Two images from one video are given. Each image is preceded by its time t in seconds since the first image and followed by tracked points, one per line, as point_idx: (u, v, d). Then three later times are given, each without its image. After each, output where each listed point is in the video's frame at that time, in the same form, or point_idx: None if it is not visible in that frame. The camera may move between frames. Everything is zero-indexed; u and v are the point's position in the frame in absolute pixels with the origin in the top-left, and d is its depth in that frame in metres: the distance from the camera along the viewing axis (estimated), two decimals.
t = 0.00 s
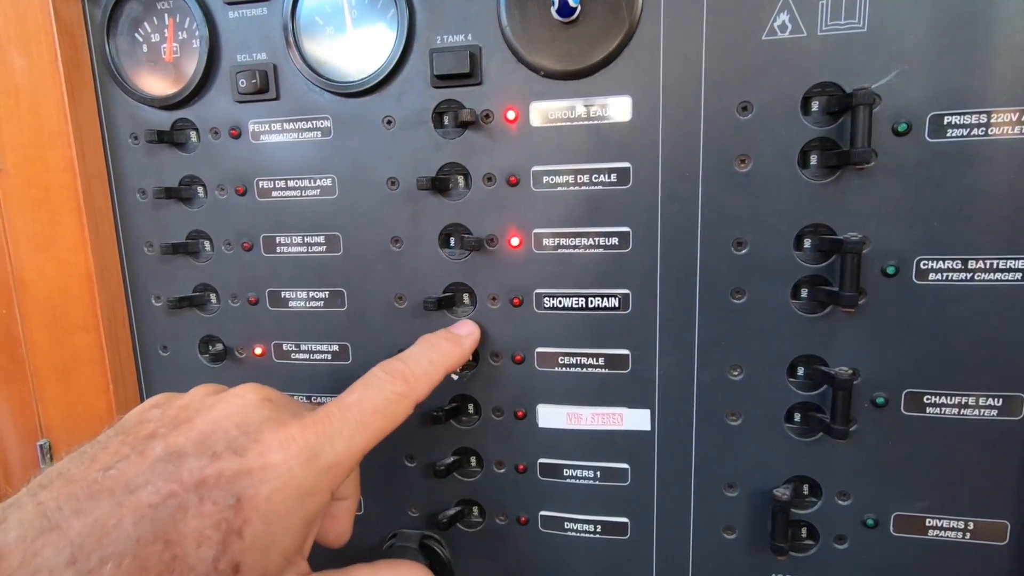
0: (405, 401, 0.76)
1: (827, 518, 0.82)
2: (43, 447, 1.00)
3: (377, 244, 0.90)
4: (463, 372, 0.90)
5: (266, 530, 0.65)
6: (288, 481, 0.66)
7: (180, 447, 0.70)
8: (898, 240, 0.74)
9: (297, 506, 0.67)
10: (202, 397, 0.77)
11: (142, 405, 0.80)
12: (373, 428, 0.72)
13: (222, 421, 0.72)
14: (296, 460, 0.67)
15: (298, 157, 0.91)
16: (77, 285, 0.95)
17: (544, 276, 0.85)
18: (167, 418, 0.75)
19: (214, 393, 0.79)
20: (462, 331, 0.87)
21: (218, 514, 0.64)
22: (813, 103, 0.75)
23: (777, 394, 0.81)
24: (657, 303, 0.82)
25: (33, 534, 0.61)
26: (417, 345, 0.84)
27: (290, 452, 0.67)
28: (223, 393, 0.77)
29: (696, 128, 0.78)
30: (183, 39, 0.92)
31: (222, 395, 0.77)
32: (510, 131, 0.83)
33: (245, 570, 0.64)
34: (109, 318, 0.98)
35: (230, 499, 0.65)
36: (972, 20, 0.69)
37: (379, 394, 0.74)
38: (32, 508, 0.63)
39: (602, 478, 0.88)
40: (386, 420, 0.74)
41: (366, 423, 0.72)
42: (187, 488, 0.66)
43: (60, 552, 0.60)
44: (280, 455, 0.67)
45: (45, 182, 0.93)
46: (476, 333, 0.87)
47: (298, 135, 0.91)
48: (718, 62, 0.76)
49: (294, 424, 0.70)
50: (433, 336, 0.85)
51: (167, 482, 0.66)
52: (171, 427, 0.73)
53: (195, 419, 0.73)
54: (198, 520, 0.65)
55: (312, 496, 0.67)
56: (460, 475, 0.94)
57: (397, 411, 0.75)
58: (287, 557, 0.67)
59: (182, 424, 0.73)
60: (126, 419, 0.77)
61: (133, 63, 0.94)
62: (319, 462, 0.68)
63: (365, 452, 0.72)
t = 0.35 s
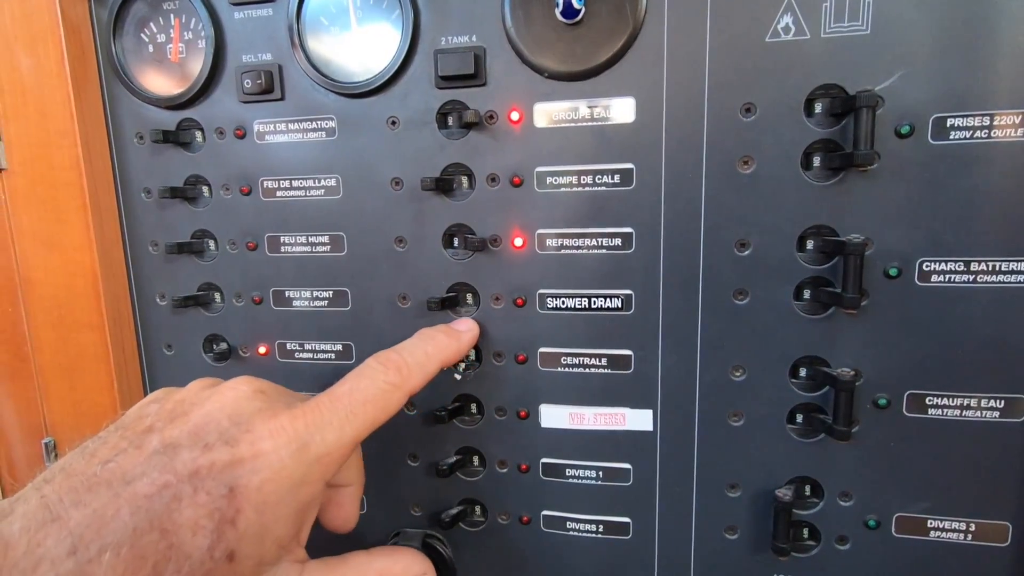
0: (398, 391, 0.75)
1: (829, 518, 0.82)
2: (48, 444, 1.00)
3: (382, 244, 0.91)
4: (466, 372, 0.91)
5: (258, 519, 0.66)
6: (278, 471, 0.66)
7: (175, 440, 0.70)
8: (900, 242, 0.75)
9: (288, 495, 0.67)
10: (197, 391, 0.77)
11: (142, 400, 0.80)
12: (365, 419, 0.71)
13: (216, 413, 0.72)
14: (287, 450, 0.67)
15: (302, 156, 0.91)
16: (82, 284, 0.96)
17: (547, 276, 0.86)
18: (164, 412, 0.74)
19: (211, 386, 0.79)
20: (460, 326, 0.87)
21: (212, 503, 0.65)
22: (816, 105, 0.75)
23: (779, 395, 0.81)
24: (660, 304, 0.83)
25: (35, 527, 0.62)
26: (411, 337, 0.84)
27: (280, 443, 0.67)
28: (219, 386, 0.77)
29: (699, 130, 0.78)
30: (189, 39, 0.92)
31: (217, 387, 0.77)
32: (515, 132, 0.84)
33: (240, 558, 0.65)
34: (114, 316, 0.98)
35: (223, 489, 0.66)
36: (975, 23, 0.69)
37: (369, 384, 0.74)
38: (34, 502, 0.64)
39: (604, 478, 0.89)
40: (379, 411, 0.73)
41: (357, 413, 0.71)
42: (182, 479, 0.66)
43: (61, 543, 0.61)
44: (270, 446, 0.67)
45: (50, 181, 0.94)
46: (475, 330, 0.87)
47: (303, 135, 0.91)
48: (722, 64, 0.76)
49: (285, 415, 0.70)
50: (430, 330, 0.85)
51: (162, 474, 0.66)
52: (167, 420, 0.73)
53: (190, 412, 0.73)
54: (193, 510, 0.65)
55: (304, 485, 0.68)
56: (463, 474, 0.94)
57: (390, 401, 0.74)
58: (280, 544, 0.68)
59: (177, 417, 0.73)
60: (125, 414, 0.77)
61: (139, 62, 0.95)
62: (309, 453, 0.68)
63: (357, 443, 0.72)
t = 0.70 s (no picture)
0: (432, 416, 0.76)
1: (830, 520, 0.82)
2: (53, 443, 1.00)
3: (385, 245, 0.91)
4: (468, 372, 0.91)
5: (298, 555, 0.61)
6: (319, 504, 0.63)
7: (215, 468, 0.64)
8: (903, 245, 0.75)
9: (326, 530, 0.63)
10: (230, 411, 0.72)
11: (171, 415, 0.74)
12: (401, 446, 0.71)
13: (257, 438, 0.67)
14: (328, 481, 0.64)
15: (306, 157, 0.92)
16: (86, 283, 0.96)
17: (550, 277, 0.86)
18: (197, 435, 0.69)
19: (243, 404, 0.74)
20: (487, 348, 0.88)
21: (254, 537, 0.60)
22: (819, 108, 0.75)
23: (781, 397, 0.81)
24: (662, 306, 0.83)
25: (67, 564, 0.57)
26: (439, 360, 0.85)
27: (321, 473, 0.64)
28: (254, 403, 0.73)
29: (702, 132, 0.78)
30: (194, 40, 0.93)
31: (251, 408, 0.73)
32: (518, 133, 0.84)
33: None
34: (117, 315, 0.99)
35: (263, 523, 0.61)
36: (978, 27, 0.69)
37: (406, 410, 0.74)
38: (69, 530, 0.60)
39: (606, 479, 0.89)
40: (414, 437, 0.73)
41: (395, 440, 0.70)
42: (222, 510, 0.62)
43: None
44: (310, 475, 0.64)
45: (55, 181, 0.94)
46: (501, 351, 0.88)
47: (307, 136, 0.92)
48: (725, 67, 0.76)
49: (321, 442, 0.67)
50: (456, 352, 0.86)
51: (199, 504, 0.62)
52: (204, 445, 0.68)
53: (224, 435, 0.69)
54: (234, 544, 0.60)
55: (343, 519, 0.64)
56: (465, 475, 0.94)
57: (425, 426, 0.75)
58: None
59: (212, 442, 0.68)
60: (153, 431, 0.71)
61: (145, 63, 0.95)
62: (349, 483, 0.65)
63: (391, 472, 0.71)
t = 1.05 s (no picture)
0: (452, 394, 0.78)
1: (831, 521, 0.82)
2: (54, 441, 1.00)
3: (387, 244, 0.91)
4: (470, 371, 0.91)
5: (327, 528, 0.65)
6: (345, 480, 0.66)
7: (241, 449, 0.69)
8: (905, 245, 0.75)
9: (354, 506, 0.66)
10: (257, 397, 0.76)
11: (195, 404, 0.78)
12: (424, 422, 0.74)
13: (280, 421, 0.71)
14: (355, 458, 0.67)
15: (309, 156, 0.92)
16: (88, 281, 0.96)
17: (552, 276, 0.86)
18: (223, 420, 0.73)
19: (269, 392, 0.78)
20: (504, 325, 0.87)
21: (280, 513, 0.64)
22: (822, 108, 0.75)
23: (783, 397, 0.81)
24: (664, 306, 0.83)
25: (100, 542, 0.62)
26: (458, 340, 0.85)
27: (347, 451, 0.67)
28: (270, 390, 0.77)
29: (705, 132, 0.78)
30: (197, 39, 0.93)
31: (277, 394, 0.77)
32: (521, 133, 0.84)
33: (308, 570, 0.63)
34: (119, 314, 0.99)
35: (290, 499, 0.65)
36: (981, 27, 0.69)
37: (427, 390, 0.76)
38: (99, 509, 0.64)
39: (607, 479, 0.89)
40: (435, 415, 0.75)
41: (418, 419, 0.73)
42: (248, 488, 0.66)
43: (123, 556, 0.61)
44: (336, 454, 0.67)
45: (58, 180, 0.94)
46: (520, 327, 0.87)
47: (310, 135, 0.92)
48: (727, 67, 0.76)
49: (346, 423, 0.70)
50: (476, 330, 0.86)
51: (228, 483, 0.66)
52: (228, 428, 0.72)
53: (250, 419, 0.73)
54: (260, 520, 0.64)
55: (368, 496, 0.67)
56: (466, 474, 0.94)
57: (446, 404, 0.77)
58: (345, 557, 0.65)
59: (239, 425, 0.72)
60: (180, 416, 0.75)
61: (148, 61, 0.95)
62: (375, 460, 0.68)
63: (416, 448, 0.73)
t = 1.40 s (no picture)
0: (392, 391, 0.76)
1: (833, 518, 0.83)
2: (57, 435, 1.00)
3: (390, 240, 0.91)
4: (473, 368, 0.91)
5: (261, 515, 0.66)
6: (277, 471, 0.67)
7: (185, 441, 0.70)
8: (909, 243, 0.75)
9: (288, 495, 0.68)
10: (204, 392, 0.77)
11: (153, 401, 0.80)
12: (360, 420, 0.72)
13: (224, 413, 0.72)
14: (289, 450, 0.68)
15: (313, 152, 0.92)
16: (93, 277, 0.96)
17: (555, 273, 0.86)
18: (173, 413, 0.75)
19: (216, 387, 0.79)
20: (457, 320, 0.88)
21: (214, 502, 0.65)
22: (826, 106, 0.75)
23: (785, 394, 0.82)
24: (667, 303, 0.83)
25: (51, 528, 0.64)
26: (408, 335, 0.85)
27: (279, 444, 0.68)
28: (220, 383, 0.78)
29: (709, 130, 0.78)
30: (202, 35, 0.93)
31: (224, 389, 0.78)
32: (525, 130, 0.84)
33: (241, 553, 0.65)
34: (124, 309, 0.99)
35: (224, 489, 0.66)
36: (987, 26, 0.69)
37: (365, 387, 0.74)
38: (52, 497, 0.66)
39: (609, 475, 0.89)
40: (374, 413, 0.74)
41: (353, 415, 0.72)
42: (187, 477, 0.67)
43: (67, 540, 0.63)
44: (268, 447, 0.68)
45: (62, 175, 0.94)
46: (471, 322, 0.88)
47: (314, 132, 0.92)
48: (732, 64, 0.77)
49: (281, 419, 0.70)
50: (426, 326, 0.86)
51: (168, 473, 0.68)
52: (176, 420, 0.73)
53: (197, 412, 0.74)
54: (196, 507, 0.66)
55: (303, 485, 0.69)
56: (468, 471, 0.94)
57: (386, 401, 0.75)
58: (281, 540, 0.68)
59: (185, 418, 0.73)
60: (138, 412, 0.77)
61: (152, 57, 0.95)
62: (307, 453, 0.69)
63: (354, 443, 0.73)
